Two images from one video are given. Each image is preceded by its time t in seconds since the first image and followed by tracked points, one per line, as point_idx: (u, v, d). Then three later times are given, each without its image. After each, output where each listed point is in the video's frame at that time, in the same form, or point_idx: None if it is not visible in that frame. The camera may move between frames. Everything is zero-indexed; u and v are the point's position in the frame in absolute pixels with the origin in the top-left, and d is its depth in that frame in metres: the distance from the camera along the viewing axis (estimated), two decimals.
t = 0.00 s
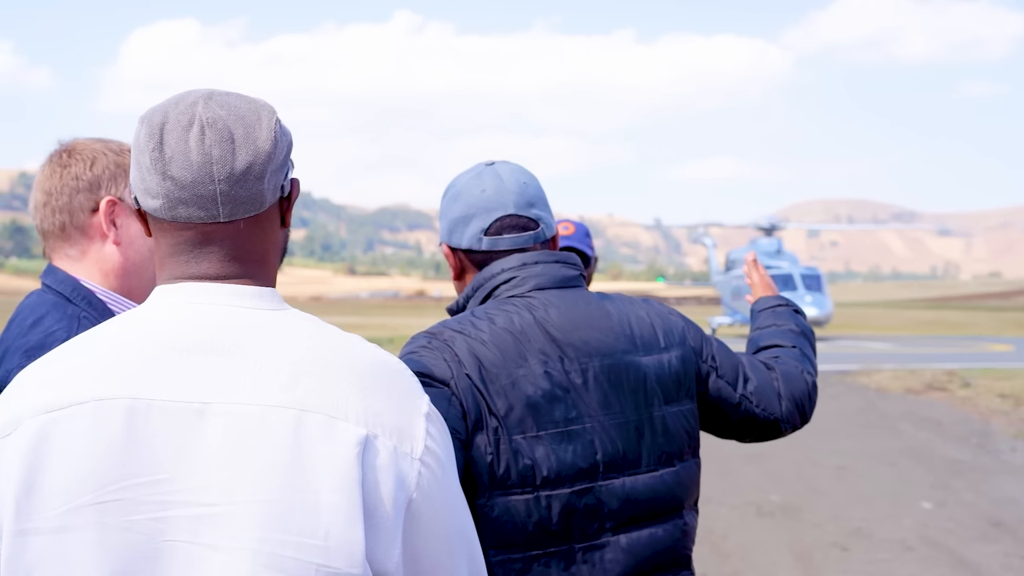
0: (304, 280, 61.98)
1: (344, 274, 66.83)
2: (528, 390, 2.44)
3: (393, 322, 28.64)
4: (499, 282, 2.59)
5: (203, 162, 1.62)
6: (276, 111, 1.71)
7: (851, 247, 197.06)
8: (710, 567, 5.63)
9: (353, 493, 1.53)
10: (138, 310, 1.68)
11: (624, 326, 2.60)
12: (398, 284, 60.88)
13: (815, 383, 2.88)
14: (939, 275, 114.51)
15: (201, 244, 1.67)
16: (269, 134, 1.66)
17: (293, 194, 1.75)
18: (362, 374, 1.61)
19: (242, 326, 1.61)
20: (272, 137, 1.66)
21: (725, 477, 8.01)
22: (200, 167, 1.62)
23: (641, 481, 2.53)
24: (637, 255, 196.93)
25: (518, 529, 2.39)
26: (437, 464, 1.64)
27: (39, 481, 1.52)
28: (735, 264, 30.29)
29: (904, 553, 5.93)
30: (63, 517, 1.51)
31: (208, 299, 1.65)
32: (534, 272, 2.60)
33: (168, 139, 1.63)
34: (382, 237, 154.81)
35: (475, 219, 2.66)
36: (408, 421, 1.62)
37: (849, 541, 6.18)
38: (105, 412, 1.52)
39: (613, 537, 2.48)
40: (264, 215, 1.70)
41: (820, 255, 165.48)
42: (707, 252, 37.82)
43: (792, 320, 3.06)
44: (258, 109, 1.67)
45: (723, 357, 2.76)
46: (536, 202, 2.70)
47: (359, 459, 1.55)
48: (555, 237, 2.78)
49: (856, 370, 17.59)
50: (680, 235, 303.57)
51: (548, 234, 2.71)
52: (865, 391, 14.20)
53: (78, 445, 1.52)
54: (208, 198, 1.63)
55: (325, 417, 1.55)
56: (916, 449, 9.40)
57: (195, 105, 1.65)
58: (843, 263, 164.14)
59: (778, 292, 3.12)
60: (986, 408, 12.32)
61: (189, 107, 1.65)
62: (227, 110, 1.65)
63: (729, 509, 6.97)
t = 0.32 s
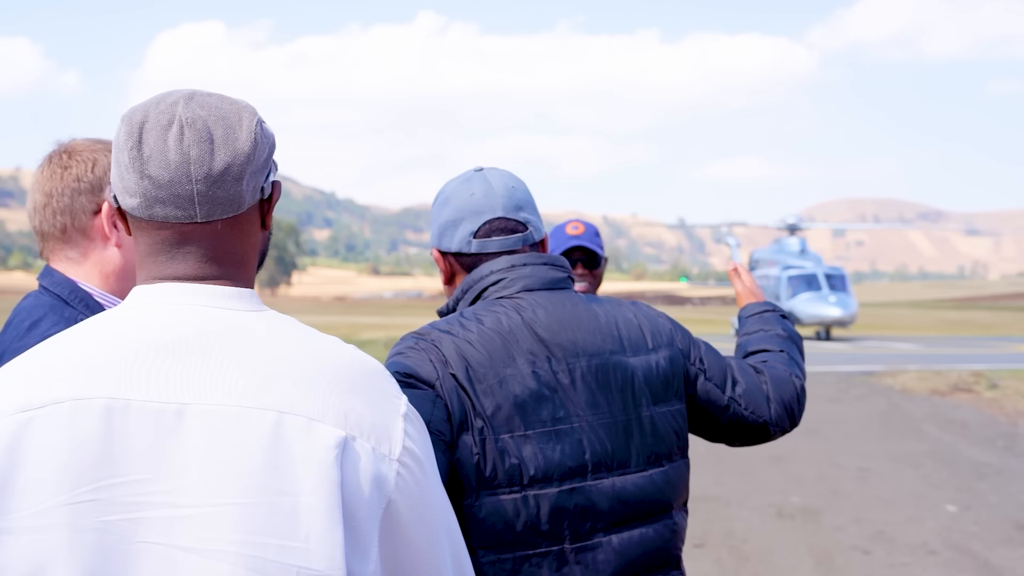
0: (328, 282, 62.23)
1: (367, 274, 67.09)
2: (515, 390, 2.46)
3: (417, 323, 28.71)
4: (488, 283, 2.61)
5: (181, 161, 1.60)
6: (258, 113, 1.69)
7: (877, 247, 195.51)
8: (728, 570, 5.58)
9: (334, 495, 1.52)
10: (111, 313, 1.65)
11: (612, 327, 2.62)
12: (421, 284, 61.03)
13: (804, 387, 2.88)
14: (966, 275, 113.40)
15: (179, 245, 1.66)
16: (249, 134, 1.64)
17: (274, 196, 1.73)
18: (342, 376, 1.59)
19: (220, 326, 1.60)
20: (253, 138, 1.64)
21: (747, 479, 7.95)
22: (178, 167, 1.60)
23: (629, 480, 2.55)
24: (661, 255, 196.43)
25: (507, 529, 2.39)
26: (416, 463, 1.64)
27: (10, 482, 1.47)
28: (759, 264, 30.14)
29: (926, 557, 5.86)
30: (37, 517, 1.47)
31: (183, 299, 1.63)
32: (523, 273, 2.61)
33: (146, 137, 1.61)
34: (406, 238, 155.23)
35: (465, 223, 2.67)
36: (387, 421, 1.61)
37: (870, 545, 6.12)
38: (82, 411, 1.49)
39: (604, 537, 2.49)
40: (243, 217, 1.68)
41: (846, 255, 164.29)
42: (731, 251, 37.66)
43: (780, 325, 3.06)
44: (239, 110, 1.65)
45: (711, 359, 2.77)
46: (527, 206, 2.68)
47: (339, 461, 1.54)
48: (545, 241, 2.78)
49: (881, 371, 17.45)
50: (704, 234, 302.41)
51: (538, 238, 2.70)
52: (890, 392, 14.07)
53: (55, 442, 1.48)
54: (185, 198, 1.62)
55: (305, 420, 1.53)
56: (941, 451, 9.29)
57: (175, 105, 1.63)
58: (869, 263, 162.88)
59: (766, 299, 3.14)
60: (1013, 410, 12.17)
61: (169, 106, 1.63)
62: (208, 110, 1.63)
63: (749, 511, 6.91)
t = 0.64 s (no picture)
0: (352, 282, 62.37)
1: (391, 274, 67.20)
2: (510, 391, 2.46)
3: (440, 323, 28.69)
4: (483, 287, 2.61)
5: (160, 159, 1.62)
6: (243, 115, 1.70)
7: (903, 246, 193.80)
8: (745, 571, 5.56)
9: (306, 500, 1.52)
10: (90, 312, 1.67)
11: (604, 330, 2.63)
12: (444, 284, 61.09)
13: (787, 396, 2.93)
14: (995, 275, 112.24)
15: (156, 242, 1.67)
16: (231, 136, 1.65)
17: (255, 201, 1.74)
18: (315, 379, 1.59)
19: (195, 328, 1.61)
20: (234, 139, 1.66)
21: (767, 481, 7.91)
22: (157, 164, 1.62)
23: (622, 481, 2.53)
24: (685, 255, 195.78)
25: (503, 529, 2.39)
26: (392, 468, 1.63)
27: None
28: (783, 264, 29.97)
29: (948, 560, 5.81)
30: (7, 517, 1.49)
31: (159, 301, 1.65)
32: (516, 277, 2.61)
33: (128, 134, 1.63)
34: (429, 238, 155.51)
35: (456, 228, 2.70)
36: (362, 426, 1.61)
37: (892, 547, 6.07)
38: (55, 412, 1.51)
39: (598, 537, 2.48)
40: (222, 218, 1.69)
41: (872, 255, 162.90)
42: (755, 250, 37.45)
43: (763, 336, 3.09)
44: (223, 113, 1.67)
45: (699, 366, 2.78)
46: (517, 211, 2.72)
47: (312, 467, 1.54)
48: (536, 247, 2.81)
49: (906, 371, 17.32)
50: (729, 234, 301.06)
51: (527, 244, 2.73)
52: (915, 393, 13.95)
53: (27, 441, 1.51)
54: (162, 196, 1.63)
55: (278, 424, 1.54)
56: (965, 453, 9.21)
57: (159, 104, 1.65)
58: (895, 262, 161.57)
59: (748, 311, 3.16)
60: None
61: (153, 105, 1.65)
62: (192, 110, 1.65)
63: (769, 513, 6.87)
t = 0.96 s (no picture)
0: (376, 281, 62.49)
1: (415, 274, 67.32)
2: (512, 392, 2.46)
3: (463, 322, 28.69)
4: (481, 292, 2.62)
5: (139, 161, 1.59)
6: (226, 119, 1.68)
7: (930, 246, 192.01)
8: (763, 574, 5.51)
9: (280, 505, 1.48)
10: (66, 315, 1.64)
11: (601, 335, 2.64)
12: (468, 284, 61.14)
13: (765, 410, 2.98)
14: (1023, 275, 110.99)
15: (135, 245, 1.64)
16: (211, 139, 1.63)
17: (237, 205, 1.72)
18: (290, 382, 1.56)
19: (168, 330, 1.58)
20: (215, 142, 1.63)
21: (788, 482, 7.85)
22: (135, 166, 1.59)
23: (619, 482, 2.55)
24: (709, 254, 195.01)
25: (506, 529, 2.40)
26: (368, 475, 1.58)
27: None
28: (807, 263, 29.78)
29: (972, 564, 5.74)
30: None
31: (137, 302, 1.62)
32: (515, 282, 2.63)
33: (108, 136, 1.61)
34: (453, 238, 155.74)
35: (453, 236, 2.70)
36: (338, 432, 1.57)
37: (914, 550, 6.00)
38: (30, 413, 1.48)
39: (597, 537, 2.50)
40: (202, 221, 1.66)
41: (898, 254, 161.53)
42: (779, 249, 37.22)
43: (742, 350, 3.10)
44: (205, 116, 1.65)
45: (687, 376, 2.81)
46: (512, 219, 2.73)
47: (285, 472, 1.49)
48: (530, 256, 2.81)
49: (931, 372, 17.16)
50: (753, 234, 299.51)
51: (522, 251, 2.74)
52: (941, 394, 13.82)
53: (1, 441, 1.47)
54: (140, 197, 1.60)
55: (252, 428, 1.50)
56: (990, 455, 9.10)
57: (140, 107, 1.62)
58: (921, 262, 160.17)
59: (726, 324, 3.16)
60: None
61: (134, 108, 1.62)
62: (174, 112, 1.63)
63: (790, 515, 6.82)
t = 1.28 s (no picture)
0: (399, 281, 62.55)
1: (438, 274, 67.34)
2: (525, 393, 2.46)
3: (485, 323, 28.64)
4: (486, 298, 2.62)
5: (123, 164, 1.61)
6: (210, 118, 1.69)
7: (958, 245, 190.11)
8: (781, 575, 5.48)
9: (262, 505, 1.49)
10: (56, 314, 1.67)
11: (605, 341, 2.67)
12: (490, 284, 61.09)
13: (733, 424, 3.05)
14: None
15: (121, 247, 1.67)
16: (195, 142, 1.65)
17: (223, 205, 1.74)
18: (274, 384, 1.57)
19: (153, 331, 1.60)
20: (199, 145, 1.65)
21: (809, 484, 7.80)
22: (119, 170, 1.61)
23: (622, 483, 2.57)
24: (734, 254, 194.12)
25: (519, 526, 2.40)
26: (352, 475, 1.60)
27: None
28: (831, 263, 29.55)
29: (995, 568, 5.68)
30: None
31: (128, 303, 1.64)
32: (522, 289, 2.64)
33: (92, 140, 1.62)
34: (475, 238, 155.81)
35: (454, 245, 2.73)
36: (323, 433, 1.58)
37: (935, 553, 5.95)
38: (13, 412, 1.51)
39: (602, 535, 2.52)
40: (187, 223, 1.69)
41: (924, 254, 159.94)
42: (803, 248, 36.94)
43: (709, 369, 3.20)
44: (189, 117, 1.66)
45: (678, 389, 2.85)
46: (511, 228, 2.77)
47: (269, 472, 1.50)
48: (529, 265, 2.85)
49: (957, 373, 16.95)
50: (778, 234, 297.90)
51: (521, 260, 2.78)
52: (966, 395, 13.68)
53: None
54: (124, 201, 1.62)
55: (236, 428, 1.51)
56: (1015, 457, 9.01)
57: (124, 110, 1.63)
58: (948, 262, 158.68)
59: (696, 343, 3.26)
60: None
61: (118, 111, 1.63)
62: (157, 115, 1.64)
63: (811, 517, 6.77)
